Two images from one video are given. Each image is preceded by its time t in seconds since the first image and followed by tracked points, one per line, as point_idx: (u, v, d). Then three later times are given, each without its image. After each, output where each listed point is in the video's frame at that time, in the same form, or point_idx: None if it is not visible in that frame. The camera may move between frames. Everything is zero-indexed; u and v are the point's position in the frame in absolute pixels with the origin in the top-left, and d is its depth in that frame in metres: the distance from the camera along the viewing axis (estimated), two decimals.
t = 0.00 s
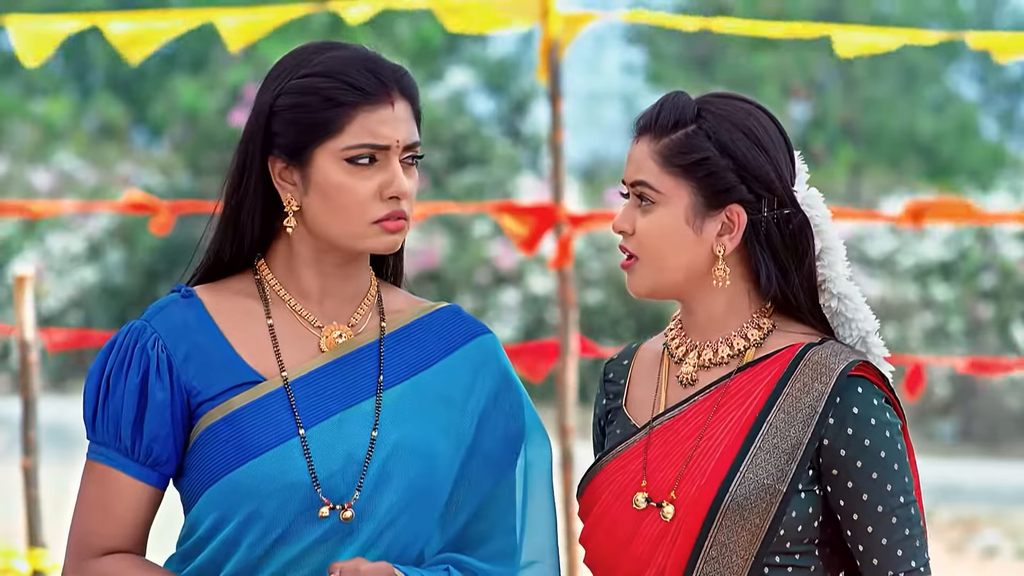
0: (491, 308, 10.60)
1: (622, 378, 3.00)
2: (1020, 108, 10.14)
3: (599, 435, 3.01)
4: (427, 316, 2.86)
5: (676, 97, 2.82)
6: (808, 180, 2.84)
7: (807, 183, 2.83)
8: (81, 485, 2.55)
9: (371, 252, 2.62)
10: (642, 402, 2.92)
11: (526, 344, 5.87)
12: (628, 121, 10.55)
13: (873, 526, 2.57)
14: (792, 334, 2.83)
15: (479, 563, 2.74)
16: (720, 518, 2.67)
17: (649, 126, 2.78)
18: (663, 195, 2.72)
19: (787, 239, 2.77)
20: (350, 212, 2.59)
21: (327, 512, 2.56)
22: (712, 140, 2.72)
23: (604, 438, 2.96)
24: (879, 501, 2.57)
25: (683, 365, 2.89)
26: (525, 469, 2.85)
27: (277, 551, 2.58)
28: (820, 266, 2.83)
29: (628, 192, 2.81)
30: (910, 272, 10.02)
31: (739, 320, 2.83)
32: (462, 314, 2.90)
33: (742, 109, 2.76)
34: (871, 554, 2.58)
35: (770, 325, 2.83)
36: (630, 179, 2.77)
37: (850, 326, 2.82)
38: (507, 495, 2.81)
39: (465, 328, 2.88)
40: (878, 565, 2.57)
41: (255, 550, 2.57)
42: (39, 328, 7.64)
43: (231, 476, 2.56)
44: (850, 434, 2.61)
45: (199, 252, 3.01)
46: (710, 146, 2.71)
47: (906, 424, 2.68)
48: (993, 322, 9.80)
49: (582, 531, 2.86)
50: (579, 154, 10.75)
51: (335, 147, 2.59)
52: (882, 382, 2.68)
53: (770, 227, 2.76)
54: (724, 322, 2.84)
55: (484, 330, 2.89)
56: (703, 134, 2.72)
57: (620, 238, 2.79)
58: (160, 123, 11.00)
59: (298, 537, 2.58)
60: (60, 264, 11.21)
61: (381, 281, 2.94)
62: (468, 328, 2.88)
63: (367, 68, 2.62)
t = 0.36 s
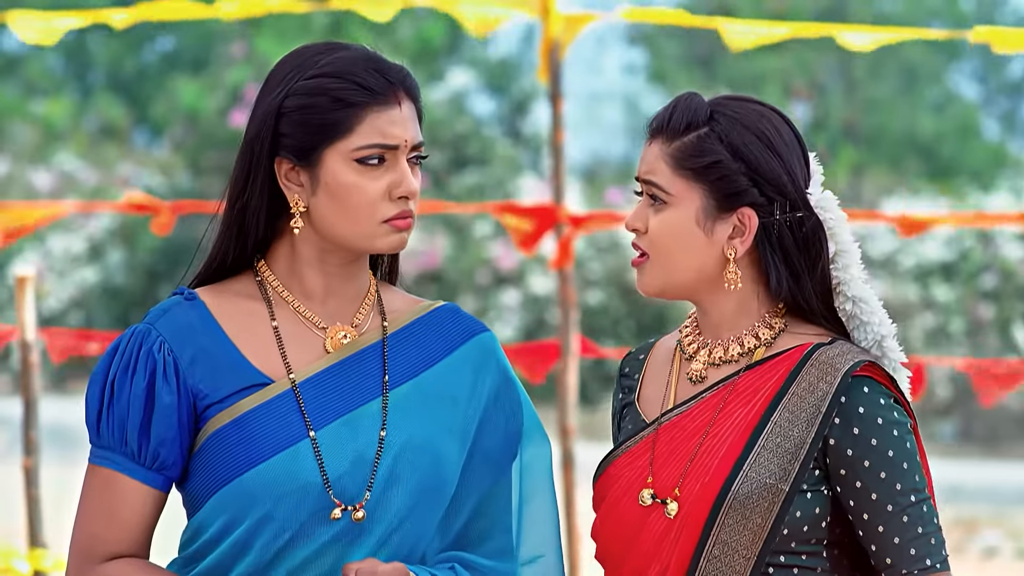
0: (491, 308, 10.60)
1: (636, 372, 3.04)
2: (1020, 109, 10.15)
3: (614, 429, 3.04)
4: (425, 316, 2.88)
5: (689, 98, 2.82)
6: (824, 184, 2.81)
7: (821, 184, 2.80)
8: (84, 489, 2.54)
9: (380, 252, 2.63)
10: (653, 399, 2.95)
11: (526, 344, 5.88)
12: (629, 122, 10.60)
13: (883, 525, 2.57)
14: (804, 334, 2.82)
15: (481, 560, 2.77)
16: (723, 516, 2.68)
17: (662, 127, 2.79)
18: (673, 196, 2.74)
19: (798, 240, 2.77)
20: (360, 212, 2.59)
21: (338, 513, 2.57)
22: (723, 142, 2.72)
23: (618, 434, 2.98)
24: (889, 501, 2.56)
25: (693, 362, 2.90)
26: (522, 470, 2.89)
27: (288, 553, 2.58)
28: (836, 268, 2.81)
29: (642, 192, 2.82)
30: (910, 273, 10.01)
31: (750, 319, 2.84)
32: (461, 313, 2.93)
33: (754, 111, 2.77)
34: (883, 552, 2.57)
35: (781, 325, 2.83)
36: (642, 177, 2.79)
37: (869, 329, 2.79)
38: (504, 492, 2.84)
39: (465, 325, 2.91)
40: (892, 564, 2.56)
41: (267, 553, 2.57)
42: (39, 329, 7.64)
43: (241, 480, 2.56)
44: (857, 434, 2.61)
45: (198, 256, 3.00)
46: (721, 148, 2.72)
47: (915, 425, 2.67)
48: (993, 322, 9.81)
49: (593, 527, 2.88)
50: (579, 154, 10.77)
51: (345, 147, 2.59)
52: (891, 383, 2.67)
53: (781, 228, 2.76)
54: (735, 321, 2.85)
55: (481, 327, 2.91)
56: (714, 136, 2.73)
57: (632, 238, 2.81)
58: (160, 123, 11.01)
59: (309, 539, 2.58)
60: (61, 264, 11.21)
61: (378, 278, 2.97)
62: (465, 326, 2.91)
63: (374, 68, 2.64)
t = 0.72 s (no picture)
0: (491, 308, 10.59)
1: (655, 374, 3.07)
2: (1020, 108, 10.12)
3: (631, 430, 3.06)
4: (423, 315, 2.87)
5: (703, 97, 2.82)
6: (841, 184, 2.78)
7: (837, 182, 2.78)
8: (88, 490, 2.53)
9: (387, 250, 2.63)
10: (667, 400, 2.97)
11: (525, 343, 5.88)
12: (628, 121, 10.60)
13: (890, 527, 2.56)
14: (814, 333, 2.82)
15: (483, 558, 2.77)
16: (730, 517, 2.68)
17: (677, 127, 2.79)
18: (686, 195, 2.75)
19: (809, 240, 2.75)
20: (367, 210, 2.59)
21: (346, 512, 2.58)
22: (736, 142, 2.72)
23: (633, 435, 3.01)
24: (896, 502, 2.56)
25: (705, 363, 2.91)
26: (520, 469, 2.88)
27: (294, 553, 2.58)
28: (848, 267, 2.78)
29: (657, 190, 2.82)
30: (910, 272, 9.99)
31: (761, 319, 2.84)
32: (460, 311, 2.92)
33: (766, 109, 2.75)
34: (890, 554, 2.57)
35: (792, 325, 2.83)
36: (657, 174, 2.80)
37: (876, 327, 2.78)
38: (502, 491, 2.85)
39: (465, 323, 2.90)
40: (898, 565, 2.56)
41: (273, 552, 2.57)
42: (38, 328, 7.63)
43: (247, 480, 2.56)
44: (862, 435, 2.60)
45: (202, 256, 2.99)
46: (734, 147, 2.71)
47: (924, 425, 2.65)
48: (993, 322, 9.82)
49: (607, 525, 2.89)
50: (579, 153, 10.74)
51: (352, 145, 2.59)
52: (898, 383, 2.66)
53: (791, 228, 2.74)
54: (744, 321, 2.85)
55: (481, 325, 2.91)
56: (727, 136, 2.73)
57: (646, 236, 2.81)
58: (160, 122, 11.00)
59: (316, 539, 2.58)
60: (60, 263, 11.19)
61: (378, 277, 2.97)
62: (466, 323, 2.90)
63: (380, 66, 2.63)
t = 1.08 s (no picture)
0: (491, 307, 10.60)
1: (668, 374, 3.08)
2: (1020, 109, 10.13)
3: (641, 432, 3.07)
4: (431, 313, 2.89)
5: (705, 97, 2.83)
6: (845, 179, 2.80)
7: (842, 177, 2.79)
8: (94, 492, 2.53)
9: (394, 251, 2.64)
10: (677, 401, 2.98)
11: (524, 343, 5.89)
12: (628, 121, 10.58)
13: (887, 532, 2.56)
14: (822, 334, 2.82)
15: (490, 557, 2.78)
16: (732, 518, 2.68)
17: (679, 126, 2.80)
18: (690, 192, 2.76)
19: (813, 240, 2.76)
20: (374, 211, 2.60)
21: (355, 512, 2.58)
22: (738, 137, 2.73)
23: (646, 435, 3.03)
24: (894, 508, 2.55)
25: (715, 364, 2.92)
26: (521, 470, 2.88)
27: (302, 554, 2.59)
28: (854, 259, 2.77)
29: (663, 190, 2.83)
30: (910, 272, 9.99)
31: (769, 320, 2.84)
32: (464, 311, 2.93)
33: (768, 106, 2.76)
34: (886, 560, 2.57)
35: (802, 325, 2.83)
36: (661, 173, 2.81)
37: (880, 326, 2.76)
38: (508, 491, 2.85)
39: (469, 323, 2.91)
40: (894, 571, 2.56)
41: (281, 553, 2.58)
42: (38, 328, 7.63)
43: (255, 481, 2.56)
44: (864, 439, 2.60)
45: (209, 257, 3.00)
46: (736, 142, 2.72)
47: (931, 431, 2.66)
48: (993, 322, 9.82)
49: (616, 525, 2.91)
50: (579, 153, 10.74)
51: (359, 146, 2.59)
52: (904, 385, 2.65)
53: (795, 225, 2.75)
54: (752, 322, 2.85)
55: (486, 325, 2.92)
56: (729, 131, 2.73)
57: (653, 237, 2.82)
58: (160, 122, 11.00)
59: (324, 540, 2.59)
60: (60, 263, 11.19)
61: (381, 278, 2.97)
62: (470, 323, 2.91)
63: (386, 67, 2.64)
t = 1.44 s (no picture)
0: (491, 307, 10.60)
1: (658, 374, 3.08)
2: (1020, 109, 10.14)
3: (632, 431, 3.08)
4: (433, 313, 2.90)
5: (699, 98, 2.83)
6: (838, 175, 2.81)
7: (836, 176, 2.80)
8: (100, 494, 2.54)
9: (397, 252, 2.65)
10: (669, 400, 2.99)
11: (524, 342, 5.89)
12: (628, 121, 10.58)
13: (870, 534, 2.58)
14: (816, 334, 2.84)
15: (495, 556, 2.80)
16: (727, 516, 2.70)
17: (671, 127, 2.81)
18: (682, 195, 2.76)
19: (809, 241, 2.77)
20: (379, 212, 2.61)
21: (363, 512, 2.60)
22: (729, 140, 2.73)
23: (636, 435, 3.03)
24: (878, 511, 2.58)
25: (708, 363, 2.93)
26: (522, 469, 2.89)
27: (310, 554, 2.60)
28: (843, 263, 2.79)
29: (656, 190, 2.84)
30: (909, 272, 10.01)
31: (763, 320, 2.85)
32: (465, 310, 2.94)
33: (762, 108, 2.77)
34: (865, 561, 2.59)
35: (795, 326, 2.84)
36: (653, 175, 2.82)
37: (873, 326, 2.78)
38: (509, 490, 2.86)
39: (470, 322, 2.92)
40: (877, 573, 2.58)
41: (290, 552, 2.59)
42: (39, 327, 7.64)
43: (262, 481, 2.58)
44: (856, 439, 2.62)
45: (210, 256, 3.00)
46: (727, 146, 2.73)
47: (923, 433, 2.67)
48: (993, 322, 9.83)
49: (604, 526, 2.91)
50: (579, 153, 10.75)
51: (365, 148, 2.61)
52: (897, 385, 2.67)
53: (789, 226, 2.76)
54: (748, 322, 2.86)
55: (487, 324, 2.93)
56: (720, 134, 2.74)
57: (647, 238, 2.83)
58: (159, 122, 11.00)
59: (331, 540, 2.61)
60: (60, 263, 11.20)
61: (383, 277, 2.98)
62: (471, 322, 2.92)
63: (391, 69, 2.65)
